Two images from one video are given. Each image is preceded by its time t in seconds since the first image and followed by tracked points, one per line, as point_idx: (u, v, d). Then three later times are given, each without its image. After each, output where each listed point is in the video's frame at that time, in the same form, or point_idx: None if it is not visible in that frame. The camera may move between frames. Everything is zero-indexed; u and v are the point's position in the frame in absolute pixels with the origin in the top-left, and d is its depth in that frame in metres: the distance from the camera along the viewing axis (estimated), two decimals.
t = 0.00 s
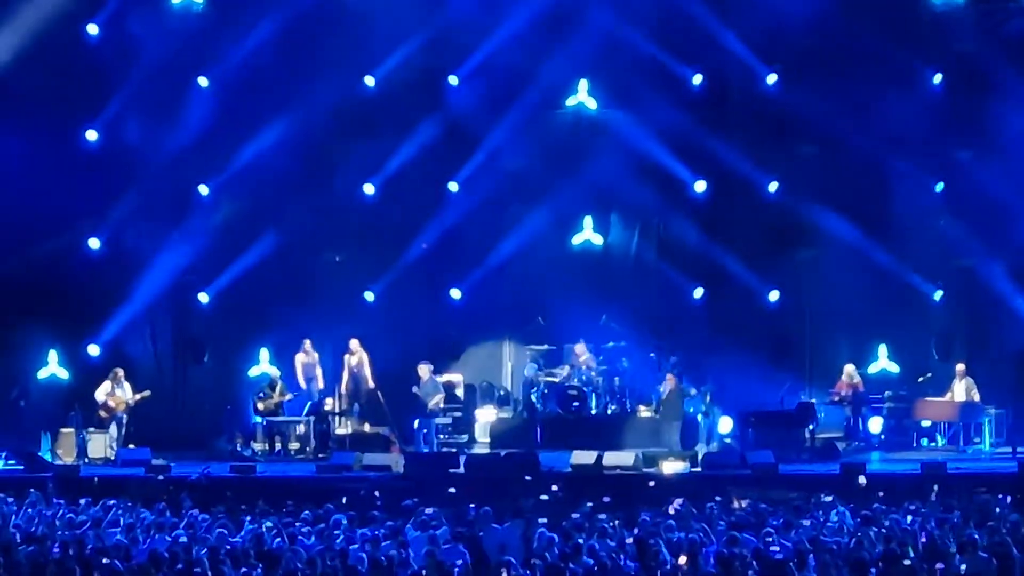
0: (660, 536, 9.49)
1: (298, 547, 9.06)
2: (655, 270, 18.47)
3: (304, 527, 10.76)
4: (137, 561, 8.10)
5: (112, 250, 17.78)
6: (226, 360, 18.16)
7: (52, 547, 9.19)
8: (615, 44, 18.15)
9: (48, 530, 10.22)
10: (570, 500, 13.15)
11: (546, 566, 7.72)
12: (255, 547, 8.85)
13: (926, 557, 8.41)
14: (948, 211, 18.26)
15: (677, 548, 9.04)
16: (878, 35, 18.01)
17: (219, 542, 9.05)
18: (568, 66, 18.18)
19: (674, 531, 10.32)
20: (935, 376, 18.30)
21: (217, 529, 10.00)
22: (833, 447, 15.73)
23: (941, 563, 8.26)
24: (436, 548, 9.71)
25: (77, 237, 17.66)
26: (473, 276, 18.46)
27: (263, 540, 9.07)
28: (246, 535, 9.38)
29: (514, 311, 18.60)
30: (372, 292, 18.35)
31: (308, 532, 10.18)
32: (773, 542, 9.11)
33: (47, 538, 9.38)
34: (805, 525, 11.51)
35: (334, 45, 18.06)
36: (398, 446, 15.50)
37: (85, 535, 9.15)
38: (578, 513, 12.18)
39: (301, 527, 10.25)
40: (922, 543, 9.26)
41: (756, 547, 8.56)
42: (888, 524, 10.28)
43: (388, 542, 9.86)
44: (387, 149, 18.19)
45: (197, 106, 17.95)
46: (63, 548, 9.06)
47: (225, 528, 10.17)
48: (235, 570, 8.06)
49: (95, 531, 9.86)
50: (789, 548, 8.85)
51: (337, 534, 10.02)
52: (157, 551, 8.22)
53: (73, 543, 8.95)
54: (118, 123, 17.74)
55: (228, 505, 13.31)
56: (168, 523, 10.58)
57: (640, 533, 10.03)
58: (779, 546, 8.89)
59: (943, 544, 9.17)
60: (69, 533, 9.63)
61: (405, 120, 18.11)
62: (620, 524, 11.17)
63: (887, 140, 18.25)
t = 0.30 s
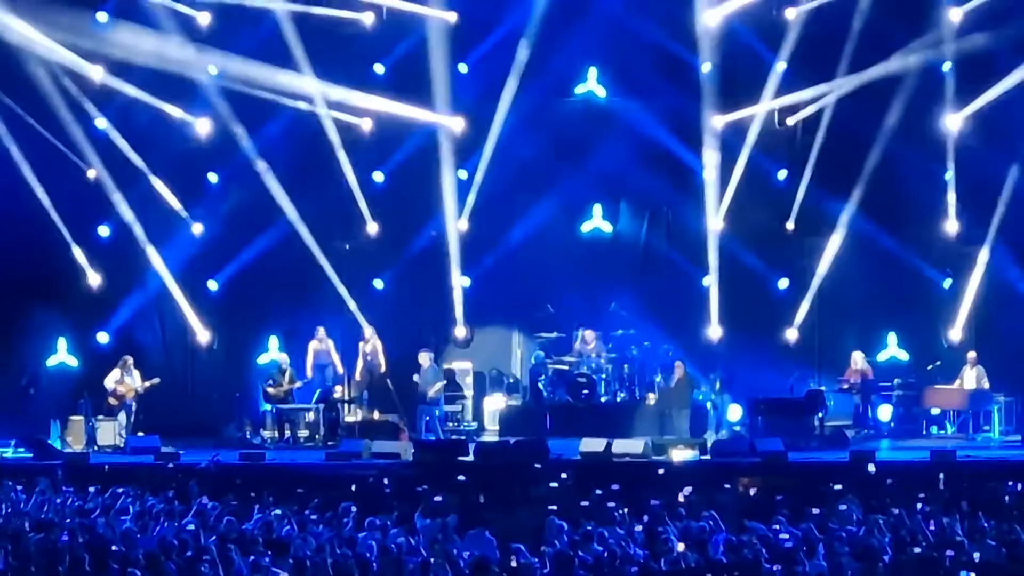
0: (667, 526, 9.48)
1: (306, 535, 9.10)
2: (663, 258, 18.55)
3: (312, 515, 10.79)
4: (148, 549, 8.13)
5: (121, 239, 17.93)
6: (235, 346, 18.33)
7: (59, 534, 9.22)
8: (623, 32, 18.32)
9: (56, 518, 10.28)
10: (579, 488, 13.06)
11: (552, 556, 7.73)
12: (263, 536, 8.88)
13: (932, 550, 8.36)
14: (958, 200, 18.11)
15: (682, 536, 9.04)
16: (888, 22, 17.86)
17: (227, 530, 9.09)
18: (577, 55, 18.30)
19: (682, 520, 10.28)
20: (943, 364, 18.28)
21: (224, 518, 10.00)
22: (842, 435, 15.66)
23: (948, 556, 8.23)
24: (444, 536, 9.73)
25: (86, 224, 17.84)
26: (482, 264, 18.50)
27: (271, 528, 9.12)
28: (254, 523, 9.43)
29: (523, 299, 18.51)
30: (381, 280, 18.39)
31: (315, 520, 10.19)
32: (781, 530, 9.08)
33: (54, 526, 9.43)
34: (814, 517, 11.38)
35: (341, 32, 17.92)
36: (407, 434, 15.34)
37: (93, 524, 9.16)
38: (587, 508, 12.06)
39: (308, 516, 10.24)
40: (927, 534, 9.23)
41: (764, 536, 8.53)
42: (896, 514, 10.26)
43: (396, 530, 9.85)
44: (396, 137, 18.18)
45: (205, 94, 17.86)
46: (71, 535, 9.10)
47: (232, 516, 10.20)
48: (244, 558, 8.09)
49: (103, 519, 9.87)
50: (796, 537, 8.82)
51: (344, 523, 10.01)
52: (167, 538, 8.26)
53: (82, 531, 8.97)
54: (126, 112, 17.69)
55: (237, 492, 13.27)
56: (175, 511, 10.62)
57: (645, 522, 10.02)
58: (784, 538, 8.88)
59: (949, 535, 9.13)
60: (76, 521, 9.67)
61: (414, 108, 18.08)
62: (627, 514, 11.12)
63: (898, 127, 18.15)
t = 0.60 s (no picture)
0: (675, 516, 9.41)
1: (312, 525, 9.08)
2: (669, 248, 18.53)
3: (317, 505, 10.79)
4: (153, 540, 8.07)
5: (126, 229, 17.95)
6: (241, 337, 18.30)
7: (62, 525, 9.17)
8: (630, 23, 18.21)
9: (61, 508, 10.26)
10: (585, 479, 13.08)
11: (559, 546, 7.66)
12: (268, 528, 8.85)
13: (941, 539, 8.31)
14: (964, 190, 18.13)
15: (688, 526, 8.97)
16: (895, 16, 17.62)
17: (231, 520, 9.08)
18: (583, 46, 18.19)
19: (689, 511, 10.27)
20: (950, 356, 18.29)
21: (229, 509, 9.97)
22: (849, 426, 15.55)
23: (957, 545, 8.16)
24: (450, 526, 9.67)
25: (92, 214, 17.87)
26: (487, 254, 18.49)
27: (277, 520, 9.06)
28: (260, 513, 9.43)
29: (528, 289, 18.57)
30: (387, 271, 18.37)
31: (320, 511, 10.16)
32: (787, 523, 9.01)
33: (58, 517, 9.39)
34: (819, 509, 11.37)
35: (344, 23, 17.82)
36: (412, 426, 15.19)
37: (98, 515, 9.13)
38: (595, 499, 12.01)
39: (314, 506, 10.22)
40: (934, 525, 9.19)
41: (771, 527, 8.51)
42: (901, 504, 10.24)
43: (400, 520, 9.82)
44: (401, 127, 18.09)
45: (210, 82, 17.90)
46: (76, 526, 9.07)
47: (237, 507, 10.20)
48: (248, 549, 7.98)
49: (109, 510, 9.85)
50: (803, 527, 8.78)
51: (350, 513, 9.98)
52: (173, 530, 8.19)
53: (88, 522, 8.95)
54: (132, 102, 17.72)
55: (242, 483, 13.27)
56: (181, 502, 10.62)
57: (652, 513, 9.96)
58: (791, 528, 8.81)
59: (955, 526, 9.10)
60: (81, 511, 9.64)
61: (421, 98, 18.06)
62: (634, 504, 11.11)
63: (905, 118, 18.07)
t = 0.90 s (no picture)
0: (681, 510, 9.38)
1: (318, 519, 9.07)
2: (675, 242, 18.53)
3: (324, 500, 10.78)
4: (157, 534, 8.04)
5: (132, 223, 17.97)
6: (247, 331, 18.34)
7: (70, 520, 9.15)
8: (636, 18, 18.32)
9: (68, 502, 10.25)
10: (590, 474, 13.07)
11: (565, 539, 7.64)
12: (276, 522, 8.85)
13: (947, 531, 8.30)
14: (970, 184, 18.13)
15: (692, 519, 8.97)
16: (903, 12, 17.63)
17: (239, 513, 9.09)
18: (589, 40, 18.28)
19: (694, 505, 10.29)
20: (955, 350, 18.29)
21: (235, 503, 9.96)
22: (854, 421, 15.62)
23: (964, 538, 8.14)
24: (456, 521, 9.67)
25: (98, 209, 17.87)
26: (493, 249, 18.47)
27: (283, 514, 9.07)
28: (266, 507, 9.41)
29: (534, 285, 18.60)
30: (392, 265, 18.37)
31: (327, 505, 10.15)
32: (793, 517, 9.00)
33: (65, 512, 9.36)
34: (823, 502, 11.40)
35: (352, 18, 17.89)
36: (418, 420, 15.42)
37: (103, 509, 9.12)
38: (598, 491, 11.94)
39: (319, 500, 10.21)
40: (938, 518, 9.19)
41: (776, 520, 8.55)
42: (906, 499, 10.25)
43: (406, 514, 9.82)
44: (407, 122, 18.10)
45: (212, 77, 17.72)
46: (82, 522, 9.04)
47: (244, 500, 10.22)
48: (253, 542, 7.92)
49: (115, 504, 9.84)
50: (809, 521, 8.78)
51: (356, 507, 9.97)
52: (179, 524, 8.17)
53: (93, 515, 8.98)
54: (138, 96, 17.56)
55: (249, 478, 13.24)
56: (188, 496, 10.61)
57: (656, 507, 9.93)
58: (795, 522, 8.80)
59: (959, 519, 9.10)
60: (88, 506, 9.62)
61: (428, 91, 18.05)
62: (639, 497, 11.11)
63: (912, 113, 18.11)
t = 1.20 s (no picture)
0: (685, 506, 9.36)
1: (323, 515, 9.04)
2: (680, 238, 18.43)
3: (328, 495, 10.76)
4: (161, 531, 8.03)
5: (136, 219, 17.67)
6: (251, 327, 18.27)
7: (73, 516, 9.10)
8: (639, 15, 18.41)
9: (72, 498, 10.20)
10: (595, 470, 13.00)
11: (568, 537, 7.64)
12: (282, 516, 8.86)
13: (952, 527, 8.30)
14: (974, 178, 18.10)
15: (696, 516, 8.99)
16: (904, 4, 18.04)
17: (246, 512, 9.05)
18: (592, 36, 18.37)
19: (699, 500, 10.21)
20: (959, 345, 18.25)
21: (239, 498, 9.97)
22: (858, 416, 15.51)
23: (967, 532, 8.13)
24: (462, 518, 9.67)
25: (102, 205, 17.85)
26: (498, 244, 18.42)
27: (287, 509, 9.02)
28: (271, 502, 9.37)
29: (539, 280, 18.58)
30: (397, 260, 18.47)
31: (331, 501, 10.14)
32: (797, 513, 8.94)
33: (67, 508, 9.30)
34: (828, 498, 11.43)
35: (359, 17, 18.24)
36: (423, 416, 15.39)
37: (107, 504, 9.09)
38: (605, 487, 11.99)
39: (324, 496, 10.18)
40: (943, 513, 9.18)
41: (780, 516, 8.50)
42: (910, 494, 10.23)
43: (411, 510, 9.76)
44: (413, 118, 18.31)
45: (220, 72, 17.94)
46: (85, 519, 8.99)
47: (248, 497, 10.21)
48: (258, 540, 7.93)
49: (120, 499, 9.82)
50: (814, 517, 8.71)
51: (361, 503, 9.92)
52: (183, 520, 8.16)
53: (99, 511, 8.97)
54: (143, 93, 17.67)
55: (252, 474, 13.20)
56: (193, 492, 10.60)
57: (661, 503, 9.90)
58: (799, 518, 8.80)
59: (963, 514, 9.09)
60: (91, 501, 9.57)
61: (432, 88, 18.29)
62: (644, 492, 11.11)
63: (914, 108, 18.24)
